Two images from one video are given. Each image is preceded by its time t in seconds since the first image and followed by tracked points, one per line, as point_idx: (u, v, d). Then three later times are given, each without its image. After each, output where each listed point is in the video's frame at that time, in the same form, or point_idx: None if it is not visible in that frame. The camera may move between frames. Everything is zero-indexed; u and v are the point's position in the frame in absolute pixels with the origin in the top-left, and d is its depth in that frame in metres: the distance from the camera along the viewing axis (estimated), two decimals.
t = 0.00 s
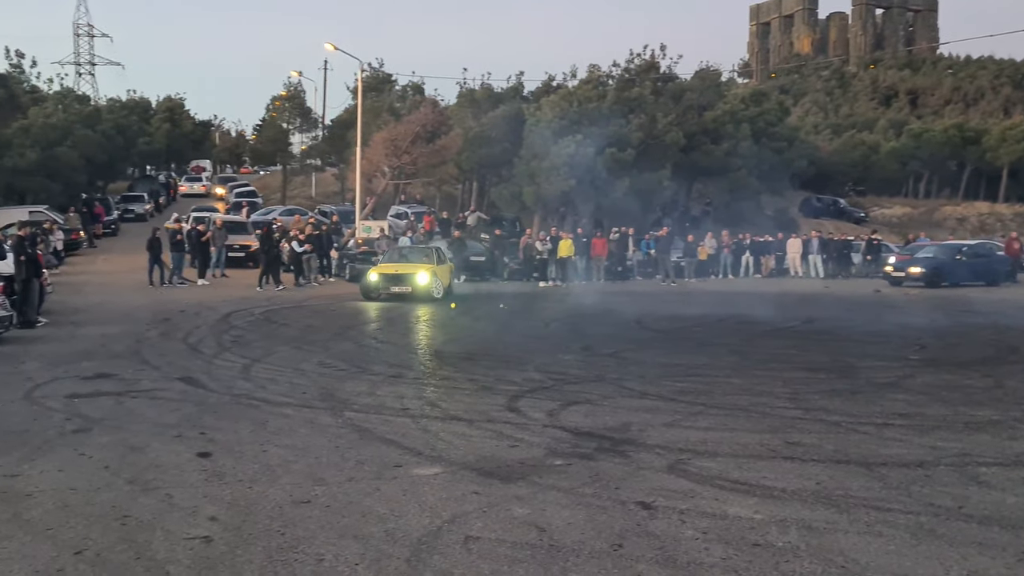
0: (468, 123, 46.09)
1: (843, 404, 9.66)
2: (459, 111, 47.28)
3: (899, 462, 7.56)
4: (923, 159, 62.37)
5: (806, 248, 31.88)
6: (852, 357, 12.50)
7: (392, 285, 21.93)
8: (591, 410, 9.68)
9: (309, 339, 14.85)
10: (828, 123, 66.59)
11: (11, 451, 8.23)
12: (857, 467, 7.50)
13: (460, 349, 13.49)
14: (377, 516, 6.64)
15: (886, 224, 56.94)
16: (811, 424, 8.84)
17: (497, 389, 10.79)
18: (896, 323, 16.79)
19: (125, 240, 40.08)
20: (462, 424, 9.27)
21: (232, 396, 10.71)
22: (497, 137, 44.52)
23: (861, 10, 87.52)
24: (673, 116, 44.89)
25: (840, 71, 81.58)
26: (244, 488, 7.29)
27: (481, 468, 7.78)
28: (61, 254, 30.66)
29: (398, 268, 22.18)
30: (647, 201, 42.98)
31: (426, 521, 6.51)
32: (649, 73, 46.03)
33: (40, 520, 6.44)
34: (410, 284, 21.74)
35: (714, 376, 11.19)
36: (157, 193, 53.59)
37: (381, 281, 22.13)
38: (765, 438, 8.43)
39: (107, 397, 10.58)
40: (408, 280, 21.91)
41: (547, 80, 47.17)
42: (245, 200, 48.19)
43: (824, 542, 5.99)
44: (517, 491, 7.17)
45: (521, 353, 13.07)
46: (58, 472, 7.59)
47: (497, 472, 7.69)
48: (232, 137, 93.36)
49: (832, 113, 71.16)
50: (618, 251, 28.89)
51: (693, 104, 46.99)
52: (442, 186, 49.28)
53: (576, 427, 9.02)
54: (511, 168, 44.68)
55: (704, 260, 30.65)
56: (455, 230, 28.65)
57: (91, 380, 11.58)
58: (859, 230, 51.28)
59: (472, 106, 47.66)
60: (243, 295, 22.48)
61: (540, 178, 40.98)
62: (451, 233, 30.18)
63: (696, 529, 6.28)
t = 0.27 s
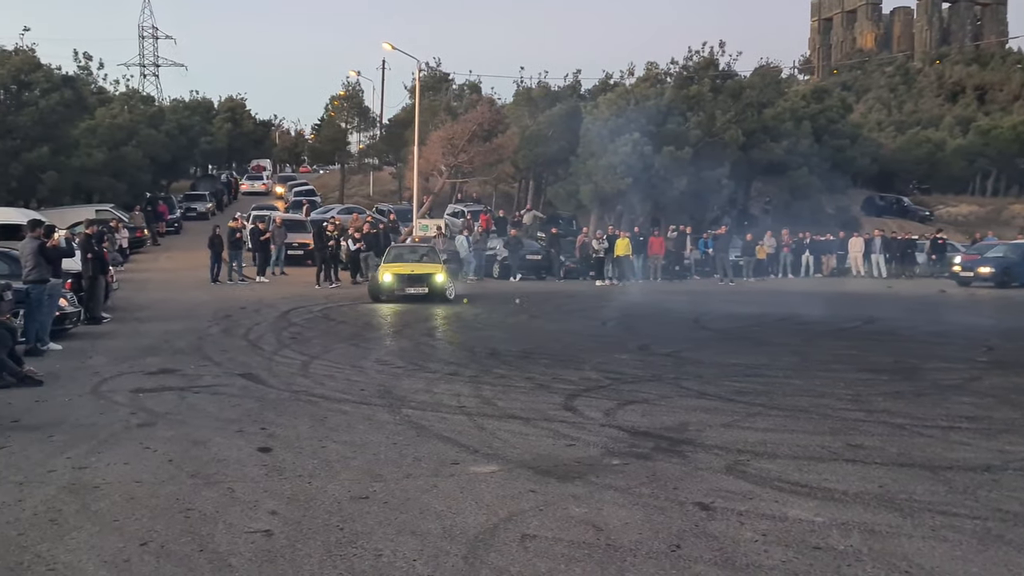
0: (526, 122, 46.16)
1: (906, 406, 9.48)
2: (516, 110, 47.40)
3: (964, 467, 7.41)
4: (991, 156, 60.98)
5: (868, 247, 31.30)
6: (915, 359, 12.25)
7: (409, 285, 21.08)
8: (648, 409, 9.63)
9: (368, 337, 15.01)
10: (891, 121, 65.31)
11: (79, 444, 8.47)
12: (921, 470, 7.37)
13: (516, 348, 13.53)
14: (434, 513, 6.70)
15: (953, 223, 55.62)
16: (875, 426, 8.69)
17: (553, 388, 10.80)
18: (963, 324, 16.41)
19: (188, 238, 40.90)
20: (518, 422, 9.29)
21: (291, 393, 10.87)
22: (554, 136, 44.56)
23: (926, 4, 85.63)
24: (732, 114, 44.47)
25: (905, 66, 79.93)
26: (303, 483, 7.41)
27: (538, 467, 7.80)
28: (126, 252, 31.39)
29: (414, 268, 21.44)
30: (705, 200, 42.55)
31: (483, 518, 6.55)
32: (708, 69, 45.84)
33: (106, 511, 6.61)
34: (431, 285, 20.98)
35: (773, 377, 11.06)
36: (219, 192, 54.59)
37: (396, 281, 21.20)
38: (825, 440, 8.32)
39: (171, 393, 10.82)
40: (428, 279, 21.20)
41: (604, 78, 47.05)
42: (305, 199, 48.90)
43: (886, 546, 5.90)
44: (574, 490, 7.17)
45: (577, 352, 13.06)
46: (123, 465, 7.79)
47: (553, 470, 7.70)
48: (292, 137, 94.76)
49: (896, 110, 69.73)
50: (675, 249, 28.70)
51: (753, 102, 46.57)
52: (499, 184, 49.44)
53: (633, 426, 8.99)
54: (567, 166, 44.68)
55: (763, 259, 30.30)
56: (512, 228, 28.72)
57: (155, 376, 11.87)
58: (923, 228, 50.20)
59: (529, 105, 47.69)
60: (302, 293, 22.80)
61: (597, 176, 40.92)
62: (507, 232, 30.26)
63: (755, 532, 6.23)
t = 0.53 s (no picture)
0: (564, 123, 46.15)
1: (949, 410, 9.34)
2: (553, 111, 47.40)
3: (1010, 472, 7.28)
4: None
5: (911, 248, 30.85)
6: (959, 361, 12.05)
7: (417, 290, 19.59)
8: (686, 411, 9.59)
9: (405, 337, 15.09)
10: (935, 120, 64.36)
11: (122, 442, 8.60)
12: (964, 475, 7.27)
13: (553, 349, 13.52)
14: (471, 513, 6.72)
15: (998, 224, 54.63)
16: (917, 430, 8.58)
17: (591, 389, 10.78)
18: (1009, 327, 16.13)
19: (228, 238, 41.38)
20: (556, 423, 9.29)
21: (330, 392, 10.96)
22: (592, 136, 44.53)
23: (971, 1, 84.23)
24: (772, 114, 44.14)
25: (949, 64, 78.69)
26: (342, 483, 7.47)
27: (575, 468, 7.79)
28: (168, 253, 31.83)
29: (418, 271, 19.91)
30: (743, 200, 42.16)
31: (520, 519, 6.57)
32: (747, 69, 45.76)
33: (147, 508, 6.71)
34: (441, 290, 19.66)
35: (814, 380, 10.94)
36: (259, 193, 55.17)
37: (402, 286, 19.52)
38: (867, 443, 8.22)
39: (211, 391, 10.96)
40: (434, 283, 19.84)
41: (642, 79, 46.88)
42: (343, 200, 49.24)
43: (929, 551, 5.82)
44: (611, 492, 7.15)
45: (614, 353, 13.02)
46: (165, 463, 7.91)
47: (591, 472, 7.70)
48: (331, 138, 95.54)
49: (939, 109, 68.66)
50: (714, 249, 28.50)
51: (793, 101, 46.21)
52: (536, 185, 49.45)
53: (671, 428, 8.94)
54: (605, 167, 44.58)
55: (803, 261, 30.00)
56: (549, 229, 28.69)
57: (196, 375, 12.02)
58: (967, 229, 49.41)
59: (567, 106, 47.62)
60: (340, 293, 22.96)
61: (635, 176, 40.79)
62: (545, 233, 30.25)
63: (795, 536, 6.17)
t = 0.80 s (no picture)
0: (589, 123, 46.12)
1: (980, 412, 9.24)
2: (579, 111, 47.39)
3: None
4: None
5: (940, 249, 30.52)
6: (989, 363, 11.92)
7: (425, 295, 18.48)
8: (712, 412, 9.55)
9: (430, 338, 15.15)
10: (964, 119, 63.73)
11: (151, 441, 8.69)
12: (995, 478, 7.19)
13: (578, 350, 13.51)
14: (496, 514, 6.73)
15: None
16: (946, 432, 8.50)
17: (617, 390, 10.76)
18: None
19: (254, 239, 41.69)
20: (581, 424, 9.29)
21: (355, 393, 11.02)
22: (617, 137, 44.49)
23: None
24: (798, 113, 43.90)
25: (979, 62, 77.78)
26: (368, 483, 7.50)
27: (600, 469, 7.79)
28: (195, 254, 32.10)
29: (420, 275, 18.73)
30: (770, 201, 41.95)
31: (546, 520, 6.57)
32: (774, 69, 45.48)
33: (175, 507, 6.78)
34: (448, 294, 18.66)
35: (841, 381, 10.87)
36: (285, 193, 55.54)
37: (410, 291, 18.37)
38: (896, 445, 8.15)
39: (238, 392, 11.05)
40: (439, 286, 18.78)
41: (668, 79, 46.77)
42: (368, 201, 49.46)
43: (959, 555, 5.77)
44: (637, 493, 7.15)
45: (641, 354, 13.00)
46: (192, 462, 7.98)
47: (616, 472, 7.69)
48: (358, 140, 96.06)
49: (969, 108, 67.93)
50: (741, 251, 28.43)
51: (820, 101, 45.94)
52: (561, 186, 49.36)
53: (697, 429, 8.92)
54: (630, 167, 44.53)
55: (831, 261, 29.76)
56: (574, 230, 28.67)
57: (224, 375, 12.12)
58: (997, 229, 48.85)
59: (592, 106, 47.54)
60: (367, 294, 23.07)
61: (661, 177, 40.72)
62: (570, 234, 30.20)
63: (822, 538, 6.13)
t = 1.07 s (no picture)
0: (601, 123, 46.06)
1: (995, 413, 9.19)
2: (591, 111, 47.33)
3: None
4: None
5: (954, 248, 30.35)
6: (1004, 363, 11.86)
7: (430, 301, 17.42)
8: (725, 412, 9.53)
9: (442, 338, 15.16)
10: (979, 118, 63.37)
11: (165, 441, 8.73)
12: (1010, 479, 7.15)
13: (591, 350, 13.51)
14: (509, 514, 6.73)
15: None
16: (961, 433, 8.46)
17: (629, 390, 10.75)
18: None
19: (267, 239, 41.81)
20: (594, 424, 9.29)
21: (367, 393, 11.05)
22: (629, 137, 44.44)
23: None
24: (811, 113, 43.76)
25: (993, 61, 77.30)
26: (380, 483, 7.52)
27: (613, 469, 7.78)
28: (208, 254, 32.21)
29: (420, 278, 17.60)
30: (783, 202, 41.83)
31: (558, 520, 6.57)
32: (786, 68, 45.27)
33: (189, 507, 6.81)
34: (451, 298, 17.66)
35: (855, 382, 10.83)
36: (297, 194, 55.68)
37: (415, 298, 17.28)
38: (910, 446, 8.11)
39: (251, 391, 11.09)
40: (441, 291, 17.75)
41: (681, 78, 46.68)
42: (380, 201, 49.53)
43: (974, 556, 5.74)
44: (649, 493, 7.14)
45: (653, 354, 12.99)
46: (206, 462, 8.02)
47: (629, 473, 7.68)
48: (370, 141, 96.21)
49: (984, 107, 67.53)
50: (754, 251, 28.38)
51: (833, 101, 45.79)
52: (573, 186, 49.26)
53: (709, 430, 8.89)
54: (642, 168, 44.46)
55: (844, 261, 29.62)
56: (586, 230, 28.65)
57: (236, 376, 12.16)
58: (1012, 229, 48.56)
59: (604, 106, 47.45)
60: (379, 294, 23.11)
61: (673, 176, 40.67)
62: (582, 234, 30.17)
63: (836, 539, 6.11)
